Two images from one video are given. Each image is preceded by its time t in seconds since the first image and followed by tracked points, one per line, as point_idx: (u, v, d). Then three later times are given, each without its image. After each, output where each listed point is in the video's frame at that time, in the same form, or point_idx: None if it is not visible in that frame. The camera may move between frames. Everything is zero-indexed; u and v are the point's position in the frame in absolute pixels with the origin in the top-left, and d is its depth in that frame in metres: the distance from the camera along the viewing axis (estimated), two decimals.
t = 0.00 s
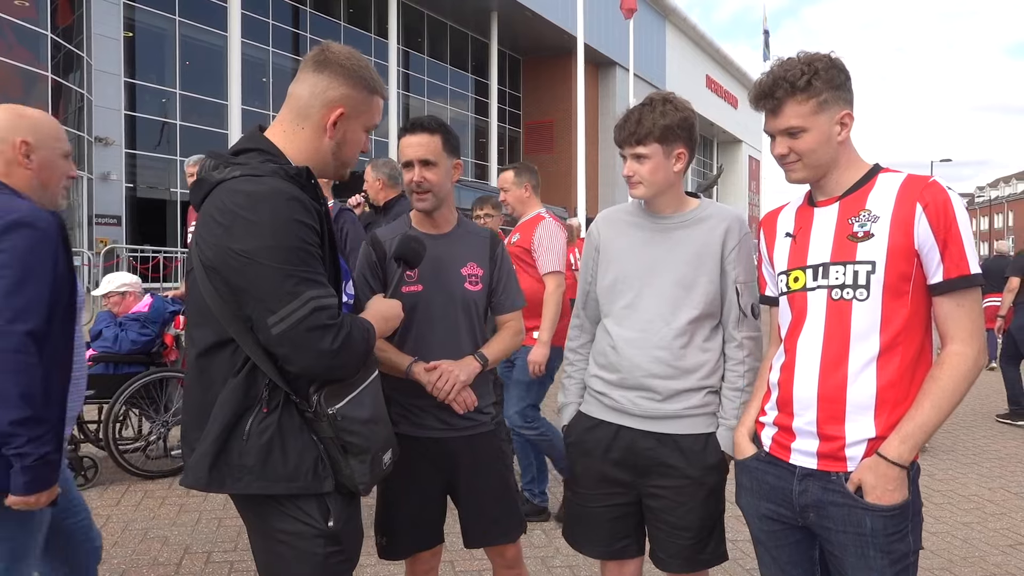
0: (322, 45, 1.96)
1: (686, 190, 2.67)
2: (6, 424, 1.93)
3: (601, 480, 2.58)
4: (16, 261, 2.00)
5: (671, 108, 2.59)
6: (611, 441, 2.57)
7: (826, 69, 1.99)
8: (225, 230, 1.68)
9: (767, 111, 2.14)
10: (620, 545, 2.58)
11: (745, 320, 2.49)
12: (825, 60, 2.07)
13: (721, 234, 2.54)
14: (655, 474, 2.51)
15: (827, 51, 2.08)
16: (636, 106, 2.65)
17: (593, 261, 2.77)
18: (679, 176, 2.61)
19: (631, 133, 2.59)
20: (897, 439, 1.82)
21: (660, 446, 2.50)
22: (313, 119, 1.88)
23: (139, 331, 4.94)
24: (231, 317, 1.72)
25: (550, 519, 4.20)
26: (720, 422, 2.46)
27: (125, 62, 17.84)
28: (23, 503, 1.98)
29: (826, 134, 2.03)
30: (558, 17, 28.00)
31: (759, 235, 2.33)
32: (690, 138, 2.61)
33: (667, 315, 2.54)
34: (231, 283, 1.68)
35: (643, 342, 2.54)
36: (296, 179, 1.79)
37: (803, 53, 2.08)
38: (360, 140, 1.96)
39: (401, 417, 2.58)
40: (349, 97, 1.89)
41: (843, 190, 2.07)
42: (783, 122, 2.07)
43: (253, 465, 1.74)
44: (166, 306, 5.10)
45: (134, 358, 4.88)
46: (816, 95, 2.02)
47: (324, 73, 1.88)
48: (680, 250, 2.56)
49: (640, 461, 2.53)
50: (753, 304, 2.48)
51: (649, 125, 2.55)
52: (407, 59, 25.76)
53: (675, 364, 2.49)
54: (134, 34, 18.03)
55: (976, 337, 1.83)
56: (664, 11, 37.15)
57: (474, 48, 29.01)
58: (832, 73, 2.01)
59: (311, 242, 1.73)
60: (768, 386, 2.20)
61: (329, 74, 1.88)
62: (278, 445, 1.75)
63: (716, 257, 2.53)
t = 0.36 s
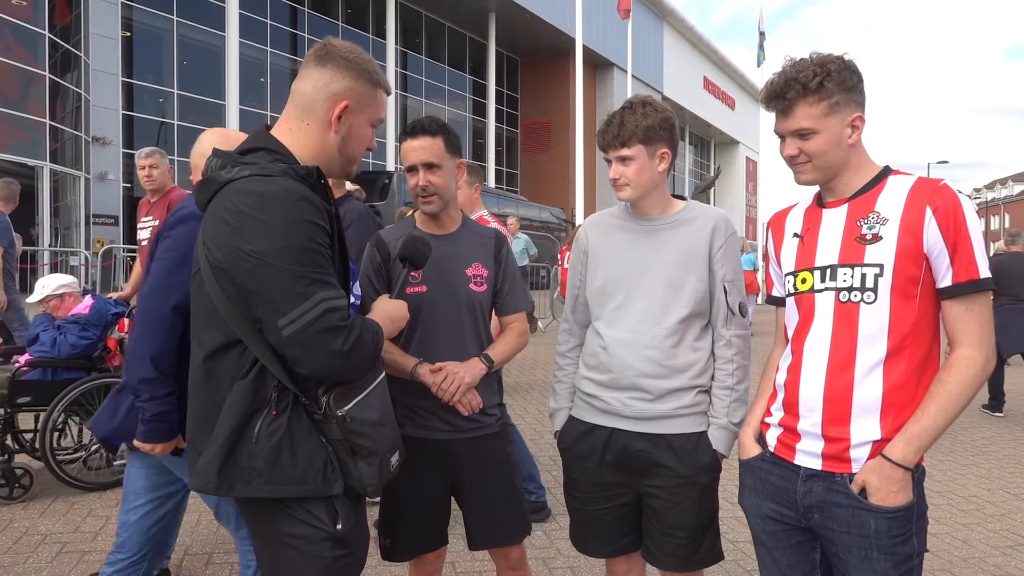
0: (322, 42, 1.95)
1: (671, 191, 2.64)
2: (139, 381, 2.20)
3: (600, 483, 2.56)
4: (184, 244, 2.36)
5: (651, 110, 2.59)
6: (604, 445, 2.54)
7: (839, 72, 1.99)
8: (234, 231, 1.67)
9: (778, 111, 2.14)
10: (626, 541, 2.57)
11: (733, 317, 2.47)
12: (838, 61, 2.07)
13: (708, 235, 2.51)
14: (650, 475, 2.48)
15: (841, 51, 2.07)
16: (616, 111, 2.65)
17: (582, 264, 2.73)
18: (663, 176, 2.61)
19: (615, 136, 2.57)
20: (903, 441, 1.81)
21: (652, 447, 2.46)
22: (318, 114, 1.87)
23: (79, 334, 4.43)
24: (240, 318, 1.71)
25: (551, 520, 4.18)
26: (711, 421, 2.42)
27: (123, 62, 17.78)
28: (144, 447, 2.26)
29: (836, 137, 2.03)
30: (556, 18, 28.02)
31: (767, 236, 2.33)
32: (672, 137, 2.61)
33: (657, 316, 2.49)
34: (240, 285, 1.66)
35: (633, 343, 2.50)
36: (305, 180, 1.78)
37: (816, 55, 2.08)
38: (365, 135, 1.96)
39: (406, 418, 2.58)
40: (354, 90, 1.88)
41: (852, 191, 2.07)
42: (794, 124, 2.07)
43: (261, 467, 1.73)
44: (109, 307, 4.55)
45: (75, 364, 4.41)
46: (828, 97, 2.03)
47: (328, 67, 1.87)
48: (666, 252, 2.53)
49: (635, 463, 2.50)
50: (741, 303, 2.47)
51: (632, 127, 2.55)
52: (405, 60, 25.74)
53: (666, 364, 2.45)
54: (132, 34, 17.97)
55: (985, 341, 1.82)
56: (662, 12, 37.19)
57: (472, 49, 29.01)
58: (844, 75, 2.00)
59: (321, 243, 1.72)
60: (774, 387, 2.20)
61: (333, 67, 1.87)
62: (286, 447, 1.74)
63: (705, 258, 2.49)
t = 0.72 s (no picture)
0: (322, 37, 1.94)
1: (659, 191, 2.64)
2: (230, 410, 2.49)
3: (597, 483, 2.56)
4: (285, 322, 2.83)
5: (636, 111, 2.57)
6: (601, 444, 2.54)
7: (840, 69, 1.99)
8: (239, 232, 1.65)
9: (775, 102, 2.15)
10: (622, 541, 2.57)
11: (725, 316, 2.48)
12: (842, 60, 2.06)
13: (698, 232, 2.52)
14: (648, 474, 2.49)
15: (846, 52, 2.07)
16: (601, 112, 2.63)
17: (573, 265, 2.73)
18: (649, 176, 2.59)
19: (600, 138, 2.56)
20: (896, 439, 1.82)
21: (649, 447, 2.46)
22: (320, 111, 1.85)
23: None
24: (241, 319, 1.69)
25: (543, 520, 4.18)
26: (707, 419, 2.43)
27: (107, 58, 17.60)
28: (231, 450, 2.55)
29: (830, 133, 2.04)
30: (544, 17, 28.04)
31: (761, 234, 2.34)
32: (657, 137, 2.59)
33: (651, 317, 2.50)
34: (243, 285, 1.65)
35: (628, 344, 2.50)
36: (311, 180, 1.77)
37: (820, 51, 2.08)
38: (368, 131, 1.94)
39: (403, 419, 2.57)
40: (356, 86, 1.87)
41: (847, 190, 2.08)
42: (789, 116, 2.08)
43: (264, 470, 1.72)
44: (33, 310, 4.22)
45: None
46: (827, 93, 2.03)
47: (328, 63, 1.86)
48: (658, 251, 2.53)
49: (632, 462, 2.50)
50: (732, 301, 2.48)
51: (617, 129, 2.53)
52: (392, 58, 25.65)
53: (661, 364, 2.46)
54: (117, 30, 17.78)
55: (978, 342, 1.84)
56: (649, 12, 37.31)
57: (460, 47, 28.96)
58: (846, 74, 2.01)
59: (326, 244, 1.71)
60: (768, 385, 2.21)
61: (333, 63, 1.85)
62: (289, 449, 1.73)
63: (695, 257, 2.50)
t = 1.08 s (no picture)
0: (335, 44, 1.94)
1: (661, 197, 2.66)
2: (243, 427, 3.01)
3: (599, 490, 2.57)
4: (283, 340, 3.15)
5: (638, 117, 2.58)
6: (605, 451, 2.55)
7: (844, 76, 2.02)
8: (253, 239, 1.65)
9: (779, 107, 2.16)
10: (625, 548, 2.58)
11: (728, 322, 2.49)
12: (846, 69, 2.09)
13: (701, 239, 2.53)
14: (651, 481, 2.49)
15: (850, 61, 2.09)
16: (603, 118, 2.64)
17: (575, 271, 2.73)
18: (652, 183, 2.60)
19: (603, 145, 2.57)
20: (894, 444, 1.84)
21: (653, 453, 2.47)
22: (335, 118, 1.85)
23: None
24: (255, 327, 1.69)
25: (540, 525, 4.19)
26: (710, 426, 2.44)
27: (92, 60, 17.48)
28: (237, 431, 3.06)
29: (831, 139, 2.06)
30: (532, 21, 28.12)
31: (761, 241, 2.35)
32: (660, 144, 2.60)
33: (653, 323, 2.51)
34: (257, 293, 1.64)
35: (631, 351, 2.51)
36: (325, 187, 1.77)
37: (825, 60, 2.10)
38: (382, 137, 1.94)
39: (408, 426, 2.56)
40: (370, 93, 1.87)
41: (848, 198, 2.10)
42: (793, 120, 2.09)
43: (277, 478, 1.71)
44: None
45: None
46: (830, 99, 2.05)
47: (343, 70, 1.86)
48: (662, 257, 2.54)
49: (635, 469, 2.51)
50: (735, 307, 2.49)
51: (619, 136, 2.54)
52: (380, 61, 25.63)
53: (664, 371, 2.47)
54: (102, 32, 17.63)
55: (976, 350, 1.86)
56: (636, 16, 37.49)
57: (447, 51, 28.99)
58: (850, 81, 2.03)
59: (341, 252, 1.70)
60: (768, 392, 2.23)
61: (347, 69, 1.86)
62: (302, 457, 1.72)
63: (698, 264, 2.51)
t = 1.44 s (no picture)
0: (350, 52, 1.94)
1: (665, 206, 2.67)
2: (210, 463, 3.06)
3: (602, 499, 2.56)
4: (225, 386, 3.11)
5: (645, 125, 2.59)
6: (608, 460, 2.54)
7: (850, 85, 2.05)
8: (266, 247, 1.63)
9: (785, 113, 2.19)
10: (628, 557, 2.57)
11: (731, 330, 2.50)
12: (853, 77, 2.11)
13: (704, 247, 2.54)
14: (654, 490, 2.49)
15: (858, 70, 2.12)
16: (608, 126, 2.65)
17: (577, 279, 2.73)
18: (656, 191, 2.61)
19: (608, 152, 2.58)
20: (897, 452, 1.85)
21: (656, 462, 2.46)
22: (349, 126, 1.84)
23: None
24: (267, 336, 1.67)
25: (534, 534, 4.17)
26: (714, 434, 2.44)
27: (74, 67, 17.36)
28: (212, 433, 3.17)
29: (834, 147, 2.08)
30: (516, 30, 28.25)
31: (760, 248, 2.36)
32: (665, 153, 2.61)
33: (657, 332, 2.51)
34: (270, 302, 1.62)
35: (634, 360, 2.51)
36: (339, 196, 1.75)
37: (832, 67, 2.13)
38: (393, 147, 1.94)
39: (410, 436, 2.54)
40: (385, 102, 1.86)
41: (849, 207, 2.12)
42: (798, 125, 2.12)
43: (287, 491, 1.68)
44: None
45: None
46: (835, 107, 2.08)
47: (358, 79, 1.85)
48: (665, 265, 2.55)
49: (638, 478, 2.50)
50: (739, 316, 2.49)
51: (625, 144, 2.55)
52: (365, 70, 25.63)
53: (668, 380, 2.47)
54: (85, 39, 17.48)
55: (976, 359, 1.87)
56: (620, 26, 37.76)
57: (432, 60, 29.06)
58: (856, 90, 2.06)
59: (354, 261, 1.68)
60: (768, 399, 2.23)
61: (364, 78, 1.85)
62: (312, 469, 1.70)
63: (702, 272, 2.52)
